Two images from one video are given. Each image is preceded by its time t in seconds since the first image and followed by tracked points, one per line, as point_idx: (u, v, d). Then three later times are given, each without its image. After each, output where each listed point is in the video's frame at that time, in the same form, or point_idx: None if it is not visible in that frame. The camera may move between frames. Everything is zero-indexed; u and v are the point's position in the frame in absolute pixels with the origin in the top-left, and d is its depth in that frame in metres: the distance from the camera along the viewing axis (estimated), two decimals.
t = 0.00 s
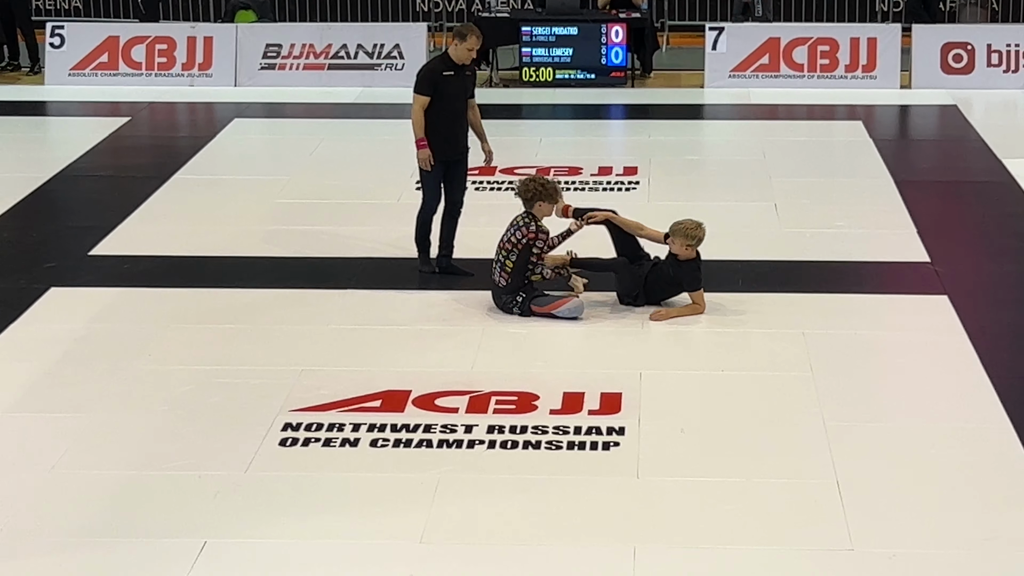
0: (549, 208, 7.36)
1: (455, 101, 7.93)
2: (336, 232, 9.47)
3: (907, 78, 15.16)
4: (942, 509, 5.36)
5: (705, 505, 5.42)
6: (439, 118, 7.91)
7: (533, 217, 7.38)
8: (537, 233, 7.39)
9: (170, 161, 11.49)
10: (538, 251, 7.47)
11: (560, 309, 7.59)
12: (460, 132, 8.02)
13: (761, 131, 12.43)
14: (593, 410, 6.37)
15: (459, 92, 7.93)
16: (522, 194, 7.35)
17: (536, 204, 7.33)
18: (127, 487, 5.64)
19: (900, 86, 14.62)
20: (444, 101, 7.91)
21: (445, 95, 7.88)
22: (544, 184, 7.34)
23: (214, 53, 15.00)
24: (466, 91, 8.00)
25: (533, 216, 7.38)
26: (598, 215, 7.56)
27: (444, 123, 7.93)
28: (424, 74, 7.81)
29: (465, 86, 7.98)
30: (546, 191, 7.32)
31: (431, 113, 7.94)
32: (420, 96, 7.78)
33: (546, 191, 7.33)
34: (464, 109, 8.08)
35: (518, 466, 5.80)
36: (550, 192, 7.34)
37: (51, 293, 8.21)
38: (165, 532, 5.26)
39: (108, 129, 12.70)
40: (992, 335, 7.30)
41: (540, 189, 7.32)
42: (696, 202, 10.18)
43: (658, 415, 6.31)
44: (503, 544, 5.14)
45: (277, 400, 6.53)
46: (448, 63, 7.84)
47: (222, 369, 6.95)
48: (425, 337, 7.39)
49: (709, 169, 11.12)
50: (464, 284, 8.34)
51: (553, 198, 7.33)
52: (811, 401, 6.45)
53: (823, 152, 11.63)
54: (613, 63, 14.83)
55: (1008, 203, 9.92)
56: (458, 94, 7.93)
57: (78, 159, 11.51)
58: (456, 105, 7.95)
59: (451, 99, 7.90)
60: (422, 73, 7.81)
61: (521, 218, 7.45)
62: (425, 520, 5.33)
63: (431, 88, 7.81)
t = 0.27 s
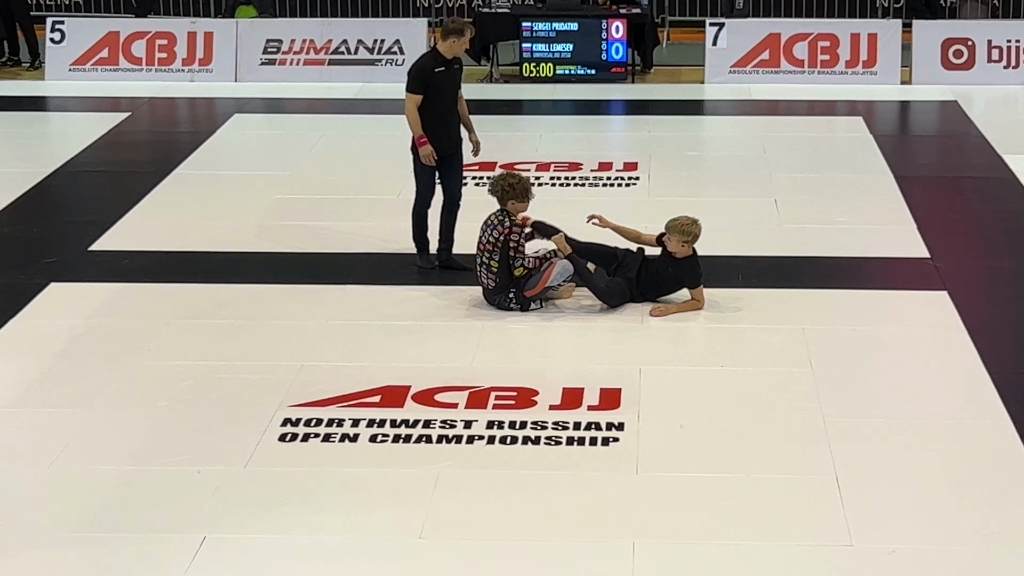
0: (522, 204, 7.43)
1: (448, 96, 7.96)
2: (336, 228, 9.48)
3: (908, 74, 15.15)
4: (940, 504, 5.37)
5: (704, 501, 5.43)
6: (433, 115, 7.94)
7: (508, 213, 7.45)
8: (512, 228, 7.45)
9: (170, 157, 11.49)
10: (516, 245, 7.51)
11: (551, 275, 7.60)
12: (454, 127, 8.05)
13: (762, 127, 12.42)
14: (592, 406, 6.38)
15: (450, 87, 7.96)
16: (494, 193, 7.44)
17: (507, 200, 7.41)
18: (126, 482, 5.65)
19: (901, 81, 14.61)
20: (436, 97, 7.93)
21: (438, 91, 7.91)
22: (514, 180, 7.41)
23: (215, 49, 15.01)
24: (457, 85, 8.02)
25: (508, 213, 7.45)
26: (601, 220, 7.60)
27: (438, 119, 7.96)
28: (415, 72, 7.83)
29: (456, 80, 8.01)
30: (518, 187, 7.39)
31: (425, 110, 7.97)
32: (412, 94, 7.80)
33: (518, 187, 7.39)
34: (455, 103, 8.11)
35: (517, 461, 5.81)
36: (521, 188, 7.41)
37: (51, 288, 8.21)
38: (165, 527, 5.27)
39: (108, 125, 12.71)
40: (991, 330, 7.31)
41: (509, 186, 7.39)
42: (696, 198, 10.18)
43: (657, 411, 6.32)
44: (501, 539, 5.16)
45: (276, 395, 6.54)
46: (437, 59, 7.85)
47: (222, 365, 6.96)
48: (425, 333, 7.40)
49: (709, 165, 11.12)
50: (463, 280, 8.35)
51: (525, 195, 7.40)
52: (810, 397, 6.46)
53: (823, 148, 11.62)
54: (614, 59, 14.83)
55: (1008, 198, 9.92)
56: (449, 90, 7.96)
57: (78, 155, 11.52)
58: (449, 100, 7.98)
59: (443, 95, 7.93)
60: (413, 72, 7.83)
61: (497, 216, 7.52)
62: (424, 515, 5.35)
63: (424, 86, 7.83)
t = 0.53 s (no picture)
0: (512, 207, 7.39)
1: (445, 97, 7.94)
2: (335, 230, 9.48)
3: (908, 76, 15.15)
4: (940, 507, 5.37)
5: (703, 503, 5.43)
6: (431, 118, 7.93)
7: (497, 217, 7.42)
8: (496, 229, 7.42)
9: (170, 159, 11.50)
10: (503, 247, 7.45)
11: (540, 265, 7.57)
12: (450, 127, 8.06)
13: (761, 130, 12.42)
14: (591, 408, 6.37)
15: (447, 88, 7.94)
16: (482, 195, 7.42)
17: (495, 202, 7.37)
18: (125, 484, 5.65)
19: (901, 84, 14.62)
20: (434, 98, 7.90)
21: (436, 93, 7.88)
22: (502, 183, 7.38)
23: (215, 51, 15.02)
24: (452, 85, 8.01)
25: (497, 216, 7.42)
26: (599, 244, 7.64)
27: (436, 121, 7.96)
28: (413, 76, 7.77)
29: (451, 80, 7.99)
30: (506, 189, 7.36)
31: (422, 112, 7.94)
32: (413, 99, 7.76)
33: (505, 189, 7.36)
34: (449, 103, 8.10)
35: (516, 464, 5.81)
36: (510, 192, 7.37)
37: (51, 290, 8.22)
38: (164, 529, 5.27)
39: (108, 127, 12.71)
40: (991, 333, 7.31)
41: (496, 189, 7.36)
42: (696, 200, 10.19)
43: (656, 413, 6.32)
44: (501, 541, 5.16)
45: (276, 397, 6.54)
46: (435, 61, 7.81)
47: (221, 366, 6.96)
48: (423, 335, 7.40)
49: (709, 167, 11.11)
50: (463, 282, 8.35)
51: (512, 198, 7.35)
52: (809, 399, 6.46)
53: (823, 150, 11.63)
54: (613, 61, 14.82)
55: (1007, 201, 9.92)
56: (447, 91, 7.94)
57: (78, 157, 11.52)
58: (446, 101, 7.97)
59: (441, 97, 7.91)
60: (412, 76, 7.77)
61: (489, 219, 7.51)
62: (423, 518, 5.34)
63: (423, 90, 7.79)
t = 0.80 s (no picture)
0: (516, 212, 7.37)
1: (447, 95, 8.04)
2: (336, 230, 9.48)
3: (908, 77, 15.14)
4: (941, 507, 5.37)
5: (704, 503, 5.43)
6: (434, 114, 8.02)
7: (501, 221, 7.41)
8: (495, 234, 7.42)
9: (170, 159, 11.49)
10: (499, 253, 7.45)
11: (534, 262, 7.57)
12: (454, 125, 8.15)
13: (762, 130, 12.41)
14: (592, 408, 6.37)
15: (450, 86, 8.04)
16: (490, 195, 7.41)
17: (501, 206, 7.34)
18: (125, 484, 5.65)
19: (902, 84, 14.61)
20: (436, 96, 8.01)
21: (438, 91, 7.99)
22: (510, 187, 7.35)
23: (215, 51, 15.02)
24: (455, 84, 8.12)
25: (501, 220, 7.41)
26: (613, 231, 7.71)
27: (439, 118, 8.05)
28: (415, 73, 7.90)
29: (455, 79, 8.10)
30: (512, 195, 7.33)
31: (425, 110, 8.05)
32: (414, 95, 7.88)
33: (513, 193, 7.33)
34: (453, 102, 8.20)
35: (517, 464, 5.81)
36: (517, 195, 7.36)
37: (51, 289, 8.21)
38: (165, 528, 5.27)
39: (109, 126, 12.71)
40: (992, 333, 7.30)
41: (503, 191, 7.32)
42: (697, 200, 10.18)
43: (657, 414, 6.32)
44: (502, 541, 5.16)
45: (276, 397, 6.54)
46: (436, 59, 7.95)
47: (221, 366, 6.96)
48: (424, 335, 7.40)
49: (709, 167, 11.11)
50: (463, 282, 8.35)
51: (518, 203, 7.33)
52: (809, 400, 6.46)
53: (823, 151, 11.62)
54: (614, 61, 14.83)
55: (1007, 201, 9.92)
56: (449, 89, 8.04)
57: (79, 156, 11.52)
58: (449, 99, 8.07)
59: (443, 94, 8.01)
60: (414, 72, 7.89)
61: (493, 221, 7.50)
62: (424, 518, 5.34)
63: (425, 85, 7.91)
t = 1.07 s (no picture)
0: (531, 210, 7.26)
1: (460, 91, 8.05)
2: (334, 226, 9.48)
3: (907, 73, 15.14)
4: (940, 504, 5.37)
5: (702, 500, 5.43)
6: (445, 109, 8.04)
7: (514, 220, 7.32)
8: (509, 237, 7.34)
9: (169, 155, 11.49)
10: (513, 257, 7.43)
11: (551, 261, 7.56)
12: (466, 120, 8.15)
13: (762, 127, 12.41)
14: (590, 405, 6.38)
15: (462, 81, 8.04)
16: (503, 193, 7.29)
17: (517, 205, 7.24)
18: (124, 482, 5.65)
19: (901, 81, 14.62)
20: (449, 91, 8.03)
21: (450, 86, 8.01)
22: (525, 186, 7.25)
23: (215, 47, 15.02)
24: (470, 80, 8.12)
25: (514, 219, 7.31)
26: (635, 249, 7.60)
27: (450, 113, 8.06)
28: (427, 67, 7.93)
29: (469, 74, 8.10)
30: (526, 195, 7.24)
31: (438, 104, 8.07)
32: (426, 90, 7.91)
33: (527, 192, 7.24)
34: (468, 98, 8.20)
35: (515, 460, 5.82)
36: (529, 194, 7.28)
37: (50, 286, 8.21)
38: (164, 525, 5.28)
39: (108, 123, 12.70)
40: (990, 330, 7.31)
41: (517, 189, 7.24)
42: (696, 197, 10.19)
43: (656, 410, 6.32)
44: (501, 538, 5.16)
45: (275, 394, 6.54)
46: (450, 54, 7.95)
47: (219, 363, 6.96)
48: (423, 331, 7.40)
49: (708, 164, 11.11)
50: (461, 279, 8.35)
51: (533, 201, 7.23)
52: (808, 396, 6.46)
53: (823, 147, 11.62)
54: (613, 58, 14.85)
55: (1006, 198, 9.93)
56: (462, 84, 8.04)
57: (77, 153, 11.51)
58: (461, 95, 8.07)
59: (455, 89, 8.02)
60: (426, 66, 7.92)
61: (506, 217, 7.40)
62: (423, 515, 5.35)
63: (436, 80, 7.93)
